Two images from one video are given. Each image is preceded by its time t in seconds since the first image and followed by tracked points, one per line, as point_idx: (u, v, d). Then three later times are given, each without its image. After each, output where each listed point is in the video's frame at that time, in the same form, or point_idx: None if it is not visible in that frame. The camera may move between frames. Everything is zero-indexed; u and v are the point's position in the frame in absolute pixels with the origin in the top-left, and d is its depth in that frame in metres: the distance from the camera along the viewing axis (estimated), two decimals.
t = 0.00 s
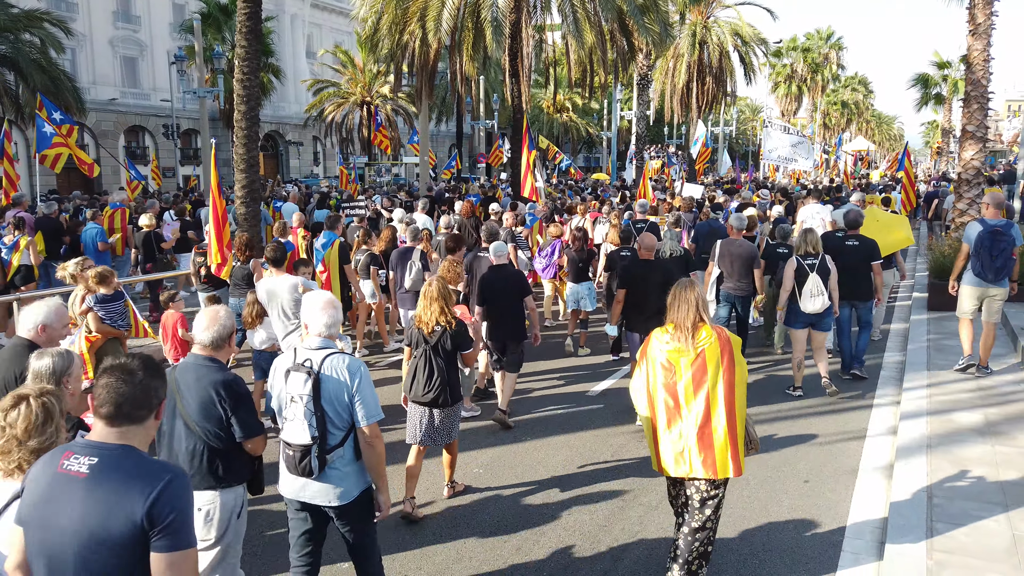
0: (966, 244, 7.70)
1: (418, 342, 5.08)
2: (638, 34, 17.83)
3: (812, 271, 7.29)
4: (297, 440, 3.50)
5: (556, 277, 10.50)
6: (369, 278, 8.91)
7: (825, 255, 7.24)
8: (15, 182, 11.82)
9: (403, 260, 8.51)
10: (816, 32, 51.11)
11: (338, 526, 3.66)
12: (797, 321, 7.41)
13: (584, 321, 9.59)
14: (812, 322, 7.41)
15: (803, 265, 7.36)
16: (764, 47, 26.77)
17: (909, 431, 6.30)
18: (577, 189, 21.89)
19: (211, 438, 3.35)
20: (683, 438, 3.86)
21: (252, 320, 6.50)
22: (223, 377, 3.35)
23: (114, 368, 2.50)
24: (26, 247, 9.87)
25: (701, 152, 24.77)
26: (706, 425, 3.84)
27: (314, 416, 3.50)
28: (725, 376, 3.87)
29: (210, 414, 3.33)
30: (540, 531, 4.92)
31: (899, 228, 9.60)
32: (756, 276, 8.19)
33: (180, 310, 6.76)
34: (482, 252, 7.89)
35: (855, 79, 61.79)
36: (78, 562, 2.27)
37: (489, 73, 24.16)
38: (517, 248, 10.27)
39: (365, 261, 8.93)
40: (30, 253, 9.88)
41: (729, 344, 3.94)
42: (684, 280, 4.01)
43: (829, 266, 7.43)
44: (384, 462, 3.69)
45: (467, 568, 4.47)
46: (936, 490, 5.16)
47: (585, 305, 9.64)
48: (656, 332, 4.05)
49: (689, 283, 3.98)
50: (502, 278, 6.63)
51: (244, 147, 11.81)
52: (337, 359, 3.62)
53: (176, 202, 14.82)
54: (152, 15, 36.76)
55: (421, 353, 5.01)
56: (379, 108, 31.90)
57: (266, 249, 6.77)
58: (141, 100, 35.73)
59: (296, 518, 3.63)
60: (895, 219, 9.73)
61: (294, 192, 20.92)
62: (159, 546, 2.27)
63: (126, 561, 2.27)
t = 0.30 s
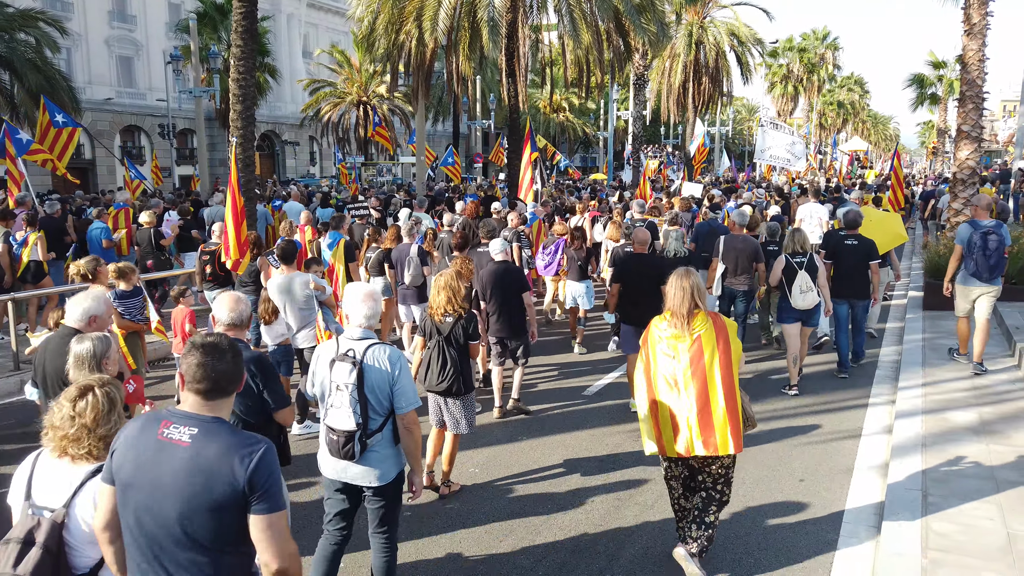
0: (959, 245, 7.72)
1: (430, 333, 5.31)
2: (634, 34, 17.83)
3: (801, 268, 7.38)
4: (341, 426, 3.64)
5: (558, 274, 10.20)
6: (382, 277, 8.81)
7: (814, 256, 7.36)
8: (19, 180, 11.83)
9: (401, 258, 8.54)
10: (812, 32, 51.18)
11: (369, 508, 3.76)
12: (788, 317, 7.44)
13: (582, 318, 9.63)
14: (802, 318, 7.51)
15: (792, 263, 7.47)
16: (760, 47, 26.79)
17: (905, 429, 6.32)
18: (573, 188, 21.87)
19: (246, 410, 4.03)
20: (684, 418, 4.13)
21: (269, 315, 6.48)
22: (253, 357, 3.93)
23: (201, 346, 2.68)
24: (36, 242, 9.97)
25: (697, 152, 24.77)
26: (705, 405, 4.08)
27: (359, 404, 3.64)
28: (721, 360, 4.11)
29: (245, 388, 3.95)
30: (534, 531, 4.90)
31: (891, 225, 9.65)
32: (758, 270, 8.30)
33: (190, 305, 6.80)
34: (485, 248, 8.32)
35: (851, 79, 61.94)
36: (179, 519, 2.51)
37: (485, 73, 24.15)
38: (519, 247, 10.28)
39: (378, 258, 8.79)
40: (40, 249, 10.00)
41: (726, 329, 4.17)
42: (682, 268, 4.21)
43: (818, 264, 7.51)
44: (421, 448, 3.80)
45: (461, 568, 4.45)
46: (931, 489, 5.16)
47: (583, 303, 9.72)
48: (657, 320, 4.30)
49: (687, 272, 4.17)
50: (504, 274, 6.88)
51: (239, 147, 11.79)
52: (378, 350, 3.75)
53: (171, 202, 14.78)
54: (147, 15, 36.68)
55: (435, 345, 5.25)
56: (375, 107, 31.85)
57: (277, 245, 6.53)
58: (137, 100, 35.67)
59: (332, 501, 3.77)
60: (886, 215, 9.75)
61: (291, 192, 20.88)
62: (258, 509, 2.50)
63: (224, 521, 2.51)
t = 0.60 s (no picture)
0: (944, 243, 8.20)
1: (438, 330, 5.49)
2: (631, 34, 17.85)
3: (796, 264, 7.59)
4: (365, 415, 3.79)
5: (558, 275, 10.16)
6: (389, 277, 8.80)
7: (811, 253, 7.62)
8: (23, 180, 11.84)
9: (404, 257, 8.53)
10: (808, 33, 51.25)
11: (383, 495, 3.85)
12: (779, 311, 7.73)
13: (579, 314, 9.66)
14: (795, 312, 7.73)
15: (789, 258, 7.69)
16: (757, 48, 26.82)
17: (901, 430, 6.33)
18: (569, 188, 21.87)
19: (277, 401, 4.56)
20: (682, 406, 4.28)
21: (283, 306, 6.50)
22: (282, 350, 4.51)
23: (246, 325, 2.74)
24: (49, 243, 10.18)
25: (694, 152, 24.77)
26: (703, 395, 4.25)
27: (382, 393, 3.79)
28: (720, 353, 4.28)
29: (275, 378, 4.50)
30: (530, 531, 4.88)
31: (889, 222, 9.68)
32: (756, 272, 8.30)
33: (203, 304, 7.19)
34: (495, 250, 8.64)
35: (847, 79, 62.03)
36: (238, 488, 2.57)
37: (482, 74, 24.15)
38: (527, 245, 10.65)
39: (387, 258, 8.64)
40: (52, 249, 10.20)
41: (726, 326, 4.35)
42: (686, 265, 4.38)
43: (814, 261, 7.75)
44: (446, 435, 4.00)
45: (457, 569, 4.42)
46: (927, 489, 5.17)
47: (581, 298, 9.74)
48: (660, 314, 4.47)
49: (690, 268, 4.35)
50: (510, 272, 7.18)
51: (235, 147, 11.77)
52: (402, 343, 3.87)
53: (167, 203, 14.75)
54: (144, 15, 36.63)
55: (442, 341, 5.45)
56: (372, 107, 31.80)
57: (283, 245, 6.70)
58: (133, 99, 35.61)
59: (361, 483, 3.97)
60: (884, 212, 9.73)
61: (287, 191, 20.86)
62: (316, 473, 2.57)
63: (281, 487, 2.58)
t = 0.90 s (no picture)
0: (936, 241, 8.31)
1: (448, 321, 5.60)
2: (627, 35, 17.84)
3: (786, 262, 7.74)
4: (383, 405, 3.78)
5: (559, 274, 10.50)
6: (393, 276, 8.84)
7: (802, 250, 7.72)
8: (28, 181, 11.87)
9: (413, 256, 8.47)
10: (804, 33, 51.34)
11: (397, 481, 3.88)
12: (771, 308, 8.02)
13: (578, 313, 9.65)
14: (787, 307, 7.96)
15: (779, 257, 7.81)
16: (753, 48, 26.86)
17: (897, 429, 6.33)
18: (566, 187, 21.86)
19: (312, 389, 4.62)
20: (686, 401, 4.32)
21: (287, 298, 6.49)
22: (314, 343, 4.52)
23: (272, 323, 2.85)
24: (63, 240, 10.27)
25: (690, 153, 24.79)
26: (708, 392, 4.28)
27: (398, 383, 3.78)
28: (728, 349, 4.28)
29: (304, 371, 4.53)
30: (526, 530, 4.84)
31: (886, 225, 9.73)
32: (751, 266, 8.29)
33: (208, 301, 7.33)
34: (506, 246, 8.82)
35: (843, 80, 62.30)
36: (274, 471, 2.69)
37: (478, 74, 24.13)
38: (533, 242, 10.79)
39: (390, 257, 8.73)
40: (66, 245, 10.29)
41: (734, 322, 4.33)
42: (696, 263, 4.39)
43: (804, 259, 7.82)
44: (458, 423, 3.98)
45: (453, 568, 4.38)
46: (923, 489, 5.17)
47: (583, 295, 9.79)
48: (669, 310, 4.48)
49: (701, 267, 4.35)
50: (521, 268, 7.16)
51: (232, 146, 11.72)
52: (415, 335, 3.90)
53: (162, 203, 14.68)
54: (139, 14, 36.54)
55: (451, 332, 5.52)
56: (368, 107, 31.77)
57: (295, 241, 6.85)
58: (128, 99, 35.52)
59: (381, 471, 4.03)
60: (884, 215, 9.76)
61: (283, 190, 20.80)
62: (339, 452, 2.67)
63: (317, 467, 2.70)
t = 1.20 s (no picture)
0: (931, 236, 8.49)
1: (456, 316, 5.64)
2: (623, 35, 17.84)
3: (773, 260, 7.92)
4: (398, 385, 3.97)
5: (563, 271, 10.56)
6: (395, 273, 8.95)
7: (786, 248, 7.88)
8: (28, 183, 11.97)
9: (419, 254, 8.49)
10: (800, 33, 51.37)
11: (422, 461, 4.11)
12: (756, 304, 8.21)
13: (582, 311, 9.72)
14: (772, 303, 8.21)
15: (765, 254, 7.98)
16: (749, 48, 26.87)
17: (893, 429, 6.34)
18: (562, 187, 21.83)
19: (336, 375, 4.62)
20: (693, 385, 4.58)
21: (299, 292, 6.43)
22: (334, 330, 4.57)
23: (289, 308, 3.00)
24: (71, 241, 10.36)
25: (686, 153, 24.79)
26: (714, 376, 4.54)
27: (413, 364, 4.01)
28: (735, 338, 4.56)
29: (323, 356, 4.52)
30: (523, 530, 4.82)
31: (886, 222, 9.72)
32: (746, 265, 8.28)
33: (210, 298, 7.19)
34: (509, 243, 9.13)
35: (839, 80, 62.40)
36: (301, 441, 2.86)
37: (475, 74, 24.09)
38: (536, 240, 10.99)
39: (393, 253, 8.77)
40: (74, 246, 10.36)
41: (741, 312, 4.61)
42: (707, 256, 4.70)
43: (790, 255, 8.04)
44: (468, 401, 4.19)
45: (457, 569, 4.33)
46: (920, 488, 5.18)
47: (586, 293, 9.86)
48: (679, 298, 4.77)
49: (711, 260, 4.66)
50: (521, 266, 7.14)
51: (228, 146, 11.70)
52: (425, 320, 4.11)
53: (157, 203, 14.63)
54: (135, 13, 36.45)
55: (457, 326, 5.60)
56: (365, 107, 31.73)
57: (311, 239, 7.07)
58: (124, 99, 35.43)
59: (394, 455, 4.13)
60: (884, 212, 9.76)
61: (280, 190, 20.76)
62: (357, 421, 2.81)
63: (339, 435, 2.86)
